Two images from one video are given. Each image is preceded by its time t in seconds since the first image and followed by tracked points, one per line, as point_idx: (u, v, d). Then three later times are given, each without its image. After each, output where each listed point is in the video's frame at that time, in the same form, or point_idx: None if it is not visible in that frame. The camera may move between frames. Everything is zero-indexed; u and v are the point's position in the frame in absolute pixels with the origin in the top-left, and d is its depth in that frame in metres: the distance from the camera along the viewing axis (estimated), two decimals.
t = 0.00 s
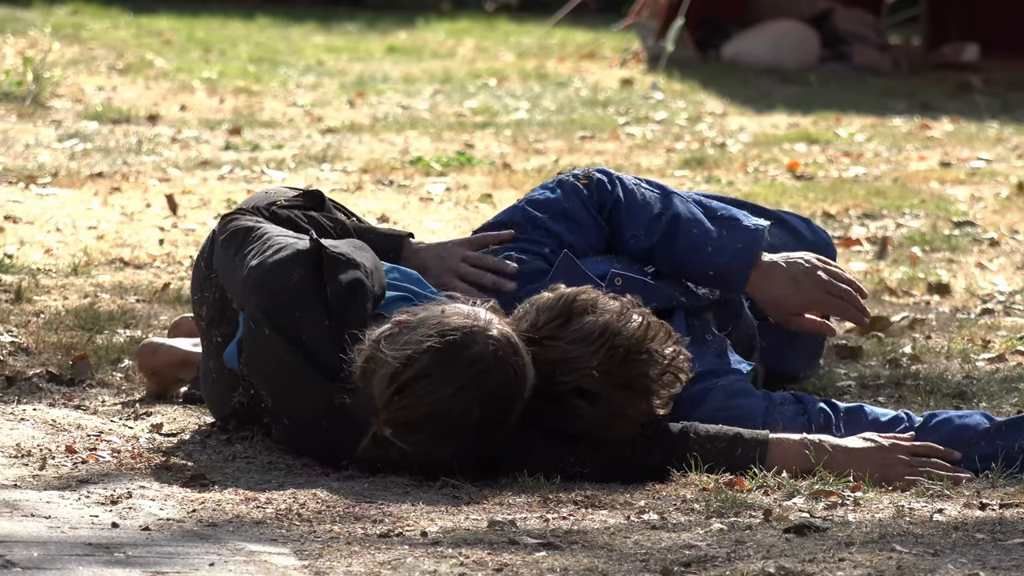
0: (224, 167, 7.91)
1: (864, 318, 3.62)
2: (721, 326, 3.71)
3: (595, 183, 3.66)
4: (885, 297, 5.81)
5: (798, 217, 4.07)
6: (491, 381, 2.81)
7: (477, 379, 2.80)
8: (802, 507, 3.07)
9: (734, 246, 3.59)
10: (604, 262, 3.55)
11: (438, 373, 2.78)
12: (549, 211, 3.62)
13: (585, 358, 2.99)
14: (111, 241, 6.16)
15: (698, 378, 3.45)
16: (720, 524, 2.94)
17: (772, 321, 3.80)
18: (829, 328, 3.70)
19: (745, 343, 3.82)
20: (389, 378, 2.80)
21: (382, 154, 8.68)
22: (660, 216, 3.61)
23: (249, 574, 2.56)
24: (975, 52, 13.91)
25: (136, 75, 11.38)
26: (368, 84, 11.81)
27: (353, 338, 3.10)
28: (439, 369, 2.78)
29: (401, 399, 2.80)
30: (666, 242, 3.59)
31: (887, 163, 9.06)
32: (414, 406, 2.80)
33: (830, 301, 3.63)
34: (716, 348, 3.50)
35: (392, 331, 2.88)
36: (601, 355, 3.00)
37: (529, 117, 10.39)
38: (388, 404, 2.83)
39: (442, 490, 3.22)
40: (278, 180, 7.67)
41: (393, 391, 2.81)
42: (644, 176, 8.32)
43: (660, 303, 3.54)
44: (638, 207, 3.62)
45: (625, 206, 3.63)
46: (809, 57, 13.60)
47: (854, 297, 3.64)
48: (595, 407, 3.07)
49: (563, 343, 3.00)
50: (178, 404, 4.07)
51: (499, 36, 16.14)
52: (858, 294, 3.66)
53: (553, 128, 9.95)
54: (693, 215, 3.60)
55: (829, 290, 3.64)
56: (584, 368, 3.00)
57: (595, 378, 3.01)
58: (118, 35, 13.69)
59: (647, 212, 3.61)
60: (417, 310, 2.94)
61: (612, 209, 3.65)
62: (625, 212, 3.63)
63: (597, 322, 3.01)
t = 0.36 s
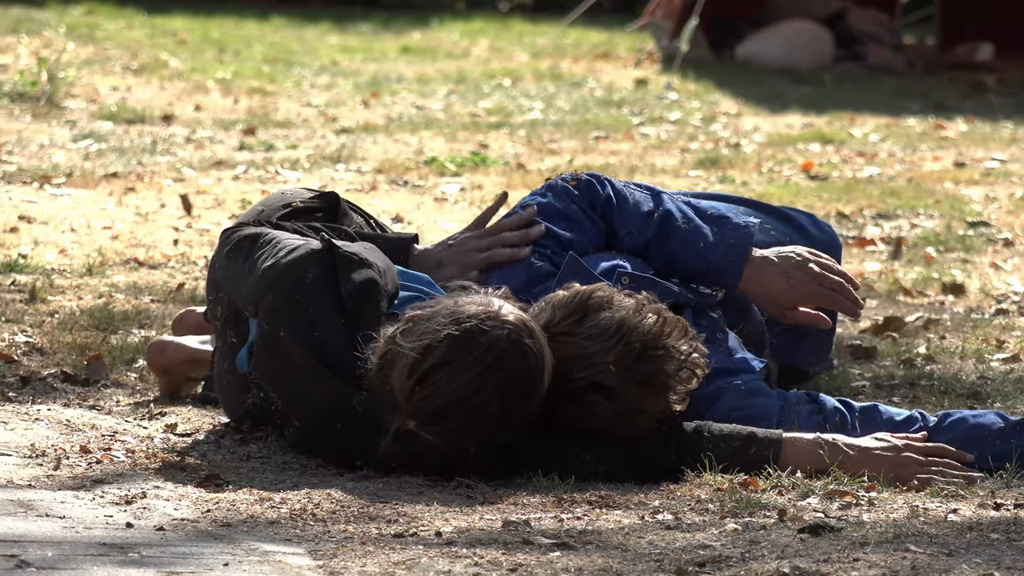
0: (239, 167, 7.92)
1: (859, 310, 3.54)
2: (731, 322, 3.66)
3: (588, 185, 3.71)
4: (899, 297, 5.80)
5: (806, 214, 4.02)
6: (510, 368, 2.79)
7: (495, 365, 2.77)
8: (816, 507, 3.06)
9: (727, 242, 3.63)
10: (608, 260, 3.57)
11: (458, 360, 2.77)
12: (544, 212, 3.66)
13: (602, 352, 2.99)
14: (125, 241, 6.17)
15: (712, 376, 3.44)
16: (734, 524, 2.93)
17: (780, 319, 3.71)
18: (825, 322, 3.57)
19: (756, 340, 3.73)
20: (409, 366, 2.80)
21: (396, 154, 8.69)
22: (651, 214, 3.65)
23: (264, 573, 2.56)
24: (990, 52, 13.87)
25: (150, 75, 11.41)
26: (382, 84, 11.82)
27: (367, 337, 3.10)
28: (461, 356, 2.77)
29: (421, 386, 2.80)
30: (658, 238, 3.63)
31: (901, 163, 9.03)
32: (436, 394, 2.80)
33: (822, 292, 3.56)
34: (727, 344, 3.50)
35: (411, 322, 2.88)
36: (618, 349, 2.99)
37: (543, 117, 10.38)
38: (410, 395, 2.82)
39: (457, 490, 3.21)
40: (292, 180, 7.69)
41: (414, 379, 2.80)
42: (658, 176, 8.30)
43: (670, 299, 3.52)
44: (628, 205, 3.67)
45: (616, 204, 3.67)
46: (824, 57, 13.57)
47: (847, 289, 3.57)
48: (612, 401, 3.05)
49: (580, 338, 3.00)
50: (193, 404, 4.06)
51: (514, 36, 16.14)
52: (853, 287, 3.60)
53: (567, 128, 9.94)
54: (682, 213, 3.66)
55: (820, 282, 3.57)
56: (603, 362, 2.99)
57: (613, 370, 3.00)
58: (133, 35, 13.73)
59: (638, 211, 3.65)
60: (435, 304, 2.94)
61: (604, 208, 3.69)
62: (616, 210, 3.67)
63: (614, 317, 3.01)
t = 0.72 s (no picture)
0: (256, 167, 7.92)
1: (860, 301, 3.53)
2: (742, 318, 3.61)
3: (587, 188, 3.74)
4: (917, 298, 5.76)
5: (808, 208, 4.02)
6: (535, 354, 2.79)
7: (520, 352, 2.77)
8: (834, 507, 3.04)
9: (728, 236, 3.61)
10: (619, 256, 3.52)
11: (484, 349, 2.76)
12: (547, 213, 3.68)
13: (624, 339, 2.97)
14: (143, 241, 6.18)
15: (727, 375, 3.39)
16: (752, 524, 2.91)
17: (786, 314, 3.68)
18: (828, 313, 3.52)
19: (767, 337, 3.69)
20: (436, 356, 2.79)
21: (414, 154, 8.68)
22: (650, 213, 3.67)
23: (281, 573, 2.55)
24: (1008, 52, 13.79)
25: (168, 75, 11.43)
26: (400, 84, 11.81)
27: (387, 335, 3.10)
28: (487, 345, 2.76)
29: (447, 376, 2.79)
30: (658, 236, 3.63)
31: (919, 163, 8.99)
32: (463, 385, 2.78)
33: (825, 284, 3.54)
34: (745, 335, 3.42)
35: (434, 315, 2.87)
36: (640, 337, 2.98)
37: (561, 117, 10.36)
38: (437, 386, 2.81)
39: (474, 490, 3.20)
40: (310, 180, 7.69)
41: (441, 369, 2.79)
42: (676, 175, 8.28)
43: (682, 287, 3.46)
44: (626, 205, 3.69)
45: (615, 205, 3.69)
46: (842, 57, 13.52)
47: (849, 282, 3.55)
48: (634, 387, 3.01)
49: (600, 326, 2.98)
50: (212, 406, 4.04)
51: (531, 36, 16.12)
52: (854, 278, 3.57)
53: (585, 128, 9.92)
54: (681, 212, 3.65)
55: (821, 274, 3.55)
56: (625, 350, 2.97)
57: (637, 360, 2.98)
58: (151, 35, 13.75)
59: (636, 210, 3.67)
60: (454, 296, 2.93)
61: (603, 208, 3.71)
62: (615, 209, 3.69)
63: (633, 306, 3.00)
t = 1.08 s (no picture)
0: (272, 167, 7.92)
1: (871, 297, 3.53)
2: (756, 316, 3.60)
3: (594, 189, 3.73)
4: (933, 297, 5.74)
5: (812, 205, 4.00)
6: (563, 340, 2.78)
7: (549, 338, 2.76)
8: (850, 508, 3.02)
9: (738, 233, 3.59)
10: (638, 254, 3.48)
11: (513, 338, 2.76)
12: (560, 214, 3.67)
13: (649, 329, 2.96)
14: (159, 241, 6.19)
15: (746, 376, 3.36)
16: (768, 524, 2.89)
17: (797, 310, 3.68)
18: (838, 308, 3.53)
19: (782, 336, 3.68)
20: (466, 344, 2.79)
21: (429, 154, 8.67)
22: (658, 212, 3.66)
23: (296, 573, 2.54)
24: None
25: (184, 75, 11.44)
26: (416, 84, 11.81)
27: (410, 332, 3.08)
28: (516, 334, 2.76)
29: (478, 365, 2.78)
30: (667, 233, 3.61)
31: (935, 163, 8.94)
32: (491, 373, 2.78)
33: (835, 280, 3.55)
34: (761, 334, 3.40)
35: (460, 306, 2.86)
36: (664, 327, 2.96)
37: (577, 117, 10.34)
38: (467, 375, 2.80)
39: (491, 490, 3.20)
40: (326, 180, 7.69)
41: (472, 357, 2.78)
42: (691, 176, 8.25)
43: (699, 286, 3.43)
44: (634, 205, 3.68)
45: (623, 205, 3.69)
46: (858, 57, 13.47)
47: (857, 278, 3.57)
48: (659, 377, 2.98)
49: (624, 317, 2.97)
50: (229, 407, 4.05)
51: (547, 36, 16.10)
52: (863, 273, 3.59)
53: (601, 128, 9.90)
54: (690, 211, 3.64)
55: (832, 270, 3.56)
56: (650, 341, 2.95)
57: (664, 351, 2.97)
58: (167, 35, 13.77)
59: (644, 209, 3.66)
60: (479, 288, 2.92)
61: (612, 208, 3.70)
62: (624, 209, 3.68)
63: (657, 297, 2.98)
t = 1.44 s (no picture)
0: (280, 167, 7.92)
1: (877, 293, 3.56)
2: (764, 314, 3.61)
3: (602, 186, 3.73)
4: (940, 298, 5.72)
5: (811, 203, 3.99)
6: (580, 334, 2.77)
7: (565, 331, 2.76)
8: (856, 508, 3.01)
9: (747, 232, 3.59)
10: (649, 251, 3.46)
11: (530, 331, 2.76)
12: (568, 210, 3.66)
13: (662, 326, 2.95)
14: (166, 241, 6.19)
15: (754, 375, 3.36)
16: (775, 524, 2.89)
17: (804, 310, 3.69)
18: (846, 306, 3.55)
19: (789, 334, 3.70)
20: (481, 337, 2.78)
21: (437, 154, 8.67)
22: (666, 210, 3.64)
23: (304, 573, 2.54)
24: None
25: (193, 75, 11.45)
26: (424, 84, 11.81)
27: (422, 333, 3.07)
28: (532, 327, 2.76)
29: (494, 358, 2.78)
30: (676, 232, 3.60)
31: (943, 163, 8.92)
32: (509, 366, 2.77)
33: (843, 279, 3.57)
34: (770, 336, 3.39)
35: (476, 302, 2.86)
36: (677, 323, 2.96)
37: (585, 117, 10.33)
38: (484, 367, 2.80)
39: (498, 490, 3.20)
40: (334, 180, 7.70)
41: (489, 350, 2.78)
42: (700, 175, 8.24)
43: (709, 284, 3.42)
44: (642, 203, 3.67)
45: (631, 203, 3.68)
46: (867, 57, 13.45)
47: (864, 276, 3.59)
48: (674, 373, 2.97)
49: (637, 314, 2.95)
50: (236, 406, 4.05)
51: (555, 36, 16.09)
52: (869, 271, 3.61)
53: (608, 128, 9.89)
54: (698, 211, 3.63)
55: (839, 268, 3.58)
56: (664, 337, 2.94)
57: (677, 347, 2.96)
58: (175, 35, 13.78)
59: (652, 208, 3.65)
60: (493, 284, 2.91)
61: (620, 205, 3.68)
62: (632, 207, 3.67)
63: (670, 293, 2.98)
